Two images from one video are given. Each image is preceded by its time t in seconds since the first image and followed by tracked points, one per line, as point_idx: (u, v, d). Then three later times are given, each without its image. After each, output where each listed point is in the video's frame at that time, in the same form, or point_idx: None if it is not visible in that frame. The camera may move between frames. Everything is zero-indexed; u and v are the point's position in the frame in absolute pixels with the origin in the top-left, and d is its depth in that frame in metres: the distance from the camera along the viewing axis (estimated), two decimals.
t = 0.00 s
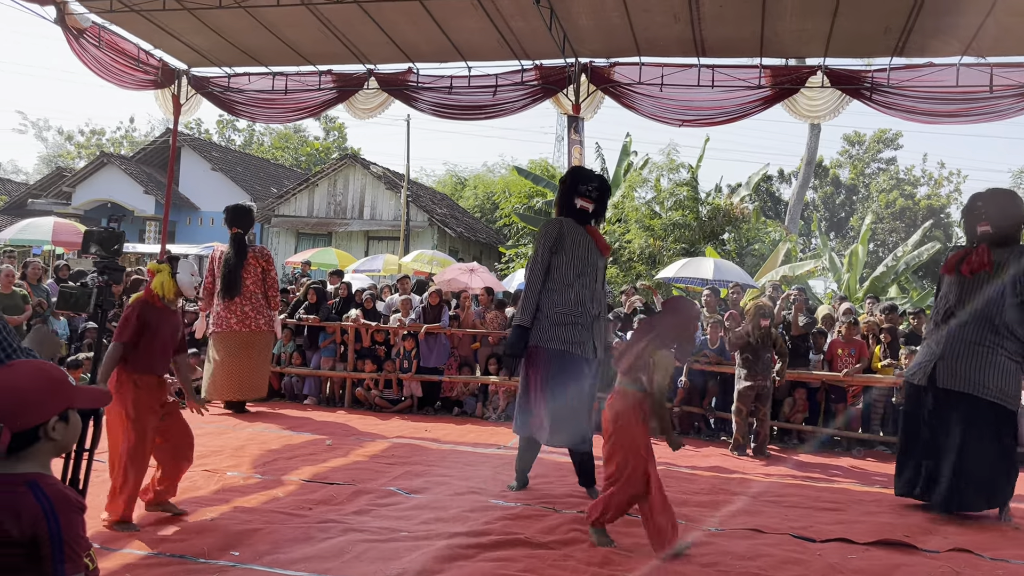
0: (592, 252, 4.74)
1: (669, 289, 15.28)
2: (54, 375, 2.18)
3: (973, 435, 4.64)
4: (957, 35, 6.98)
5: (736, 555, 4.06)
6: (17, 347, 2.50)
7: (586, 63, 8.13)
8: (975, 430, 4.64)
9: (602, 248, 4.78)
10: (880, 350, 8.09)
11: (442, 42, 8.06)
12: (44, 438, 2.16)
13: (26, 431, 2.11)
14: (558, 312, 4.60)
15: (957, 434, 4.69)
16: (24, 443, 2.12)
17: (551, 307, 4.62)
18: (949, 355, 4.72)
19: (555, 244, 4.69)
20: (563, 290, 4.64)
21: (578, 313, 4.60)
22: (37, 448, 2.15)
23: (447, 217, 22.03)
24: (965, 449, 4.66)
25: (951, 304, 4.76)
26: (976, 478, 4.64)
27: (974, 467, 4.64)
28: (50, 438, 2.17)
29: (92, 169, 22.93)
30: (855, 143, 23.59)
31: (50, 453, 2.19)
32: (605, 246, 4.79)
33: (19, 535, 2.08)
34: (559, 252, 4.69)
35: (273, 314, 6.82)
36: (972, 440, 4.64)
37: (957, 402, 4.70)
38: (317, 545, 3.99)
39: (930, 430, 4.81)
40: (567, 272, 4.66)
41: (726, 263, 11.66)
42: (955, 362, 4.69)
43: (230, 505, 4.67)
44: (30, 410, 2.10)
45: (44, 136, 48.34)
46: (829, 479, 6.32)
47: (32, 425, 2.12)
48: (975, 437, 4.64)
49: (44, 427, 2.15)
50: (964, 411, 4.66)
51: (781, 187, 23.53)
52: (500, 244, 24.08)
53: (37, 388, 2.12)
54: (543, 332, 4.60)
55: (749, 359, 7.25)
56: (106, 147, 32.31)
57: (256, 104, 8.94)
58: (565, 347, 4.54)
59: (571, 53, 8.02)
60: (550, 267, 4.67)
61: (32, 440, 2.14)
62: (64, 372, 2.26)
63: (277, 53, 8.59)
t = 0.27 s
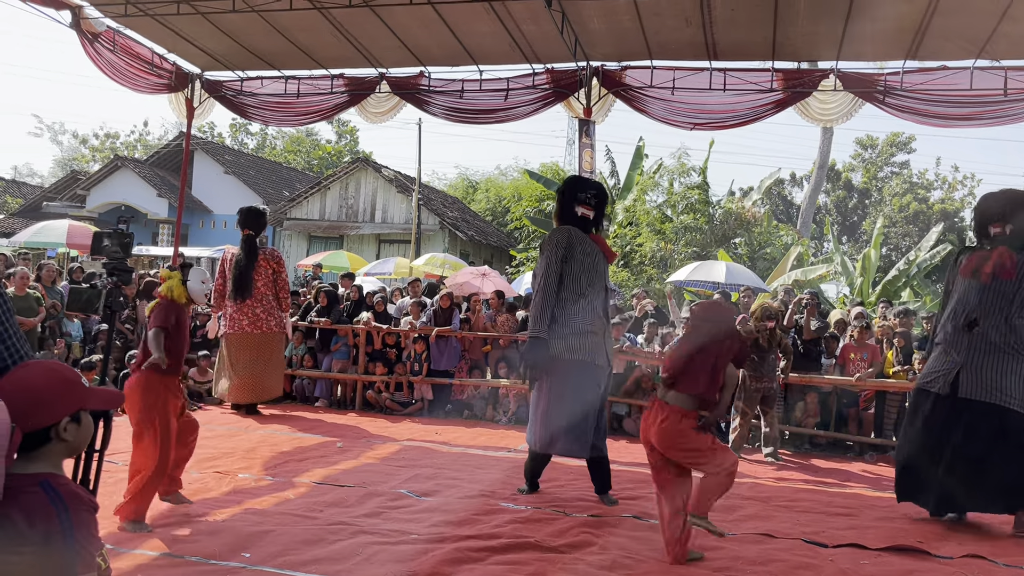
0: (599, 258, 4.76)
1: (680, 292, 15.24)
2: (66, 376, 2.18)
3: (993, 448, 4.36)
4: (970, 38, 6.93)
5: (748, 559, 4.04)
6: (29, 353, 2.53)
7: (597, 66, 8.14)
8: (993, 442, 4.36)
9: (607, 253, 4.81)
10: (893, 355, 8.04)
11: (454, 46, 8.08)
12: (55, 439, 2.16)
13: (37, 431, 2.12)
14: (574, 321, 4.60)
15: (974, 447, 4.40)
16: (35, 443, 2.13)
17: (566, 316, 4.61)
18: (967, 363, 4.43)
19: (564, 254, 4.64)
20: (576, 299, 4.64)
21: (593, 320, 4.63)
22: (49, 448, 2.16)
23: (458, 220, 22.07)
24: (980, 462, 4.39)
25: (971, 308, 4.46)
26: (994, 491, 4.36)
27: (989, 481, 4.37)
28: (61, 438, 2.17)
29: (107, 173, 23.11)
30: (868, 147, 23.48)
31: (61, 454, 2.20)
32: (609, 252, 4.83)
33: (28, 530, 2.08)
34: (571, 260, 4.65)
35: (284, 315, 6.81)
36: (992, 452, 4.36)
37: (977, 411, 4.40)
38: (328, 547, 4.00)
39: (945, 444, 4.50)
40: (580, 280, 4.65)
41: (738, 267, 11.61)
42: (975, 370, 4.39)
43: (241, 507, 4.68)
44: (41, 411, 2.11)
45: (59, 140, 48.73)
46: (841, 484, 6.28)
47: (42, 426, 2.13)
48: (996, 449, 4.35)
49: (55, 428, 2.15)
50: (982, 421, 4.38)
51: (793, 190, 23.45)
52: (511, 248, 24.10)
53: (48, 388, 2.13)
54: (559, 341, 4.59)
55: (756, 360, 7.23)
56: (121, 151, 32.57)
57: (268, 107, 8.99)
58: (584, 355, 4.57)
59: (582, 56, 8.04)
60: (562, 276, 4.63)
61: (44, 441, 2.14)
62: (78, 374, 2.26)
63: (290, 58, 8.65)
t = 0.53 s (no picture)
0: (611, 255, 4.76)
1: (691, 296, 15.21)
2: (80, 377, 2.11)
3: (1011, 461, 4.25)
4: (984, 41, 6.90)
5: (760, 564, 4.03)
6: (41, 359, 2.37)
7: (608, 70, 8.15)
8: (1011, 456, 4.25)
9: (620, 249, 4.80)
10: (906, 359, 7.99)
11: (465, 50, 8.10)
12: (67, 441, 2.11)
13: (49, 432, 2.07)
14: (588, 318, 4.60)
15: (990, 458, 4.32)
16: (48, 444, 2.09)
17: (580, 313, 4.61)
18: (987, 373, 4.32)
19: (578, 251, 4.65)
20: (590, 295, 4.63)
21: (607, 316, 4.62)
22: (61, 450, 2.11)
23: (468, 223, 22.09)
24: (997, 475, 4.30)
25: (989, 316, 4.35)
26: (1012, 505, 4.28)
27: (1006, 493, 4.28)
28: (73, 441, 2.12)
29: (119, 176, 23.26)
30: (880, 150, 23.39)
31: (74, 456, 2.15)
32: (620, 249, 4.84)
33: (45, 535, 2.07)
34: (584, 257, 4.66)
35: (292, 321, 6.82)
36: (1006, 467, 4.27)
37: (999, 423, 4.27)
38: (339, 550, 4.00)
39: (963, 459, 4.37)
40: (594, 277, 4.65)
41: (749, 270, 11.58)
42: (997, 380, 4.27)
43: (253, 510, 4.70)
44: (54, 413, 2.06)
45: (72, 144, 49.06)
46: (853, 489, 6.25)
47: (54, 427, 2.08)
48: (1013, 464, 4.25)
49: (67, 430, 2.10)
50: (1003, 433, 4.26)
51: (805, 194, 23.38)
52: (521, 251, 24.10)
53: (62, 389, 2.07)
54: (573, 337, 4.59)
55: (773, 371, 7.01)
56: (133, 155, 32.79)
57: (280, 110, 9.04)
58: (598, 351, 4.56)
59: (593, 60, 8.04)
60: (576, 273, 4.64)
61: (56, 442, 2.10)
62: (91, 375, 2.20)
63: (302, 61, 8.69)
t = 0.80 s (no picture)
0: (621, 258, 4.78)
1: (700, 299, 15.18)
2: (91, 379, 2.11)
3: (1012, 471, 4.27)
4: (995, 42, 6.86)
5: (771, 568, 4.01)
6: (52, 361, 2.31)
7: (617, 72, 8.15)
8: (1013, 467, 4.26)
9: (630, 255, 4.81)
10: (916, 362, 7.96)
11: (474, 53, 8.11)
12: (79, 442, 2.12)
13: (61, 434, 2.07)
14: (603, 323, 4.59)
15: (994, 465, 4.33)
16: (60, 446, 2.10)
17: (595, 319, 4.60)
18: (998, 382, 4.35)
19: (592, 256, 4.63)
20: (605, 300, 4.63)
21: (621, 321, 4.64)
22: (72, 452, 2.12)
23: (477, 226, 22.12)
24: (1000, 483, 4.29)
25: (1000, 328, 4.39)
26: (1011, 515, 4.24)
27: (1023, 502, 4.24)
28: (86, 442, 2.13)
29: (130, 180, 23.40)
30: (890, 152, 23.31)
31: (86, 458, 2.16)
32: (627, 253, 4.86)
33: (58, 537, 2.08)
34: (598, 262, 4.65)
35: (299, 323, 6.75)
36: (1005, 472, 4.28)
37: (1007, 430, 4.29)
38: (349, 553, 4.00)
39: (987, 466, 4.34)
40: (607, 282, 4.65)
41: (759, 273, 11.54)
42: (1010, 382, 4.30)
43: (263, 512, 4.71)
44: (66, 416, 2.05)
45: (84, 147, 49.28)
46: (865, 493, 6.21)
47: (66, 429, 2.08)
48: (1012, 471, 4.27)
49: (78, 432, 2.10)
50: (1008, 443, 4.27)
51: (814, 196, 23.32)
52: (529, 254, 24.11)
53: (75, 390, 2.07)
54: (590, 344, 4.57)
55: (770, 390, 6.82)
56: (144, 159, 32.99)
57: (289, 113, 9.07)
58: (615, 357, 4.57)
59: (602, 62, 8.04)
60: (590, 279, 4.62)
61: (68, 443, 2.10)
62: (103, 377, 2.19)
63: (311, 65, 8.72)
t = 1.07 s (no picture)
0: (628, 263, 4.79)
1: (708, 301, 15.14)
2: (98, 382, 2.11)
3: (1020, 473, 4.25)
4: (1005, 43, 6.82)
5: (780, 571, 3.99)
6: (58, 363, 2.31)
7: (624, 75, 8.14)
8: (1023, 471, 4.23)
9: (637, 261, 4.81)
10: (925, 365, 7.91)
11: (481, 55, 8.11)
12: (86, 445, 2.12)
13: (68, 437, 2.08)
14: (610, 327, 4.59)
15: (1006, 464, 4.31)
16: (68, 449, 2.11)
17: (602, 323, 4.60)
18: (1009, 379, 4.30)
19: (598, 262, 4.67)
20: (612, 304, 4.63)
21: (628, 325, 4.63)
22: (80, 454, 2.13)
23: (484, 228, 22.13)
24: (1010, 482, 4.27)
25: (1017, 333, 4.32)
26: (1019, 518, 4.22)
27: None
28: (92, 445, 2.13)
29: (138, 183, 23.51)
30: (899, 154, 23.22)
31: (94, 460, 2.16)
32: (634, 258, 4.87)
33: (68, 539, 2.09)
34: (605, 267, 4.67)
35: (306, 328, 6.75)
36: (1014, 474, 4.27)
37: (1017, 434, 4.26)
38: (356, 555, 4.00)
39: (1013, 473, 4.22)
40: (614, 285, 4.66)
41: (767, 274, 11.51)
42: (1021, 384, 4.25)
43: (271, 514, 4.72)
44: (73, 419, 2.05)
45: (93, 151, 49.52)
46: (873, 495, 6.18)
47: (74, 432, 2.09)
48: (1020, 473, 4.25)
49: (86, 436, 2.11)
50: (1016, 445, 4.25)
51: (822, 198, 23.24)
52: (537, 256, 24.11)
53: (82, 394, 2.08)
54: (597, 348, 4.57)
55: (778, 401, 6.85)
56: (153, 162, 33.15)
57: (297, 116, 9.09)
58: (622, 360, 4.56)
59: (609, 65, 8.03)
60: (596, 283, 4.64)
61: (75, 446, 2.11)
62: (111, 379, 2.20)
63: (319, 68, 8.75)
